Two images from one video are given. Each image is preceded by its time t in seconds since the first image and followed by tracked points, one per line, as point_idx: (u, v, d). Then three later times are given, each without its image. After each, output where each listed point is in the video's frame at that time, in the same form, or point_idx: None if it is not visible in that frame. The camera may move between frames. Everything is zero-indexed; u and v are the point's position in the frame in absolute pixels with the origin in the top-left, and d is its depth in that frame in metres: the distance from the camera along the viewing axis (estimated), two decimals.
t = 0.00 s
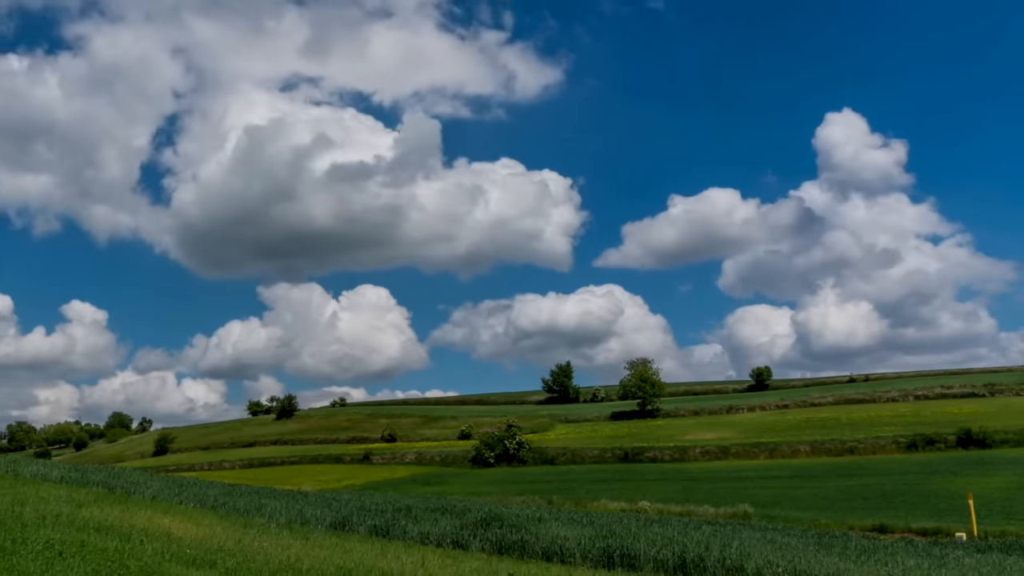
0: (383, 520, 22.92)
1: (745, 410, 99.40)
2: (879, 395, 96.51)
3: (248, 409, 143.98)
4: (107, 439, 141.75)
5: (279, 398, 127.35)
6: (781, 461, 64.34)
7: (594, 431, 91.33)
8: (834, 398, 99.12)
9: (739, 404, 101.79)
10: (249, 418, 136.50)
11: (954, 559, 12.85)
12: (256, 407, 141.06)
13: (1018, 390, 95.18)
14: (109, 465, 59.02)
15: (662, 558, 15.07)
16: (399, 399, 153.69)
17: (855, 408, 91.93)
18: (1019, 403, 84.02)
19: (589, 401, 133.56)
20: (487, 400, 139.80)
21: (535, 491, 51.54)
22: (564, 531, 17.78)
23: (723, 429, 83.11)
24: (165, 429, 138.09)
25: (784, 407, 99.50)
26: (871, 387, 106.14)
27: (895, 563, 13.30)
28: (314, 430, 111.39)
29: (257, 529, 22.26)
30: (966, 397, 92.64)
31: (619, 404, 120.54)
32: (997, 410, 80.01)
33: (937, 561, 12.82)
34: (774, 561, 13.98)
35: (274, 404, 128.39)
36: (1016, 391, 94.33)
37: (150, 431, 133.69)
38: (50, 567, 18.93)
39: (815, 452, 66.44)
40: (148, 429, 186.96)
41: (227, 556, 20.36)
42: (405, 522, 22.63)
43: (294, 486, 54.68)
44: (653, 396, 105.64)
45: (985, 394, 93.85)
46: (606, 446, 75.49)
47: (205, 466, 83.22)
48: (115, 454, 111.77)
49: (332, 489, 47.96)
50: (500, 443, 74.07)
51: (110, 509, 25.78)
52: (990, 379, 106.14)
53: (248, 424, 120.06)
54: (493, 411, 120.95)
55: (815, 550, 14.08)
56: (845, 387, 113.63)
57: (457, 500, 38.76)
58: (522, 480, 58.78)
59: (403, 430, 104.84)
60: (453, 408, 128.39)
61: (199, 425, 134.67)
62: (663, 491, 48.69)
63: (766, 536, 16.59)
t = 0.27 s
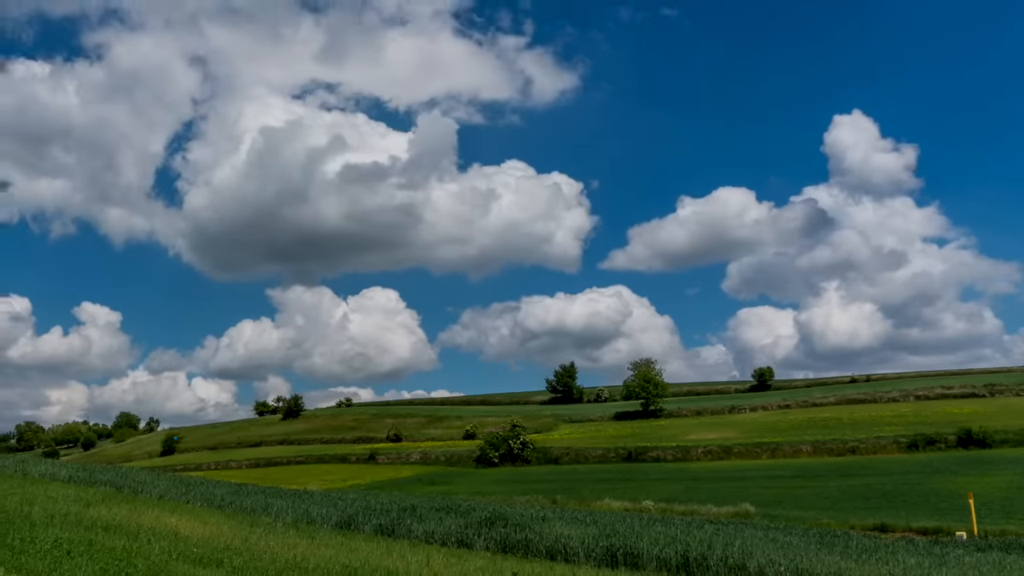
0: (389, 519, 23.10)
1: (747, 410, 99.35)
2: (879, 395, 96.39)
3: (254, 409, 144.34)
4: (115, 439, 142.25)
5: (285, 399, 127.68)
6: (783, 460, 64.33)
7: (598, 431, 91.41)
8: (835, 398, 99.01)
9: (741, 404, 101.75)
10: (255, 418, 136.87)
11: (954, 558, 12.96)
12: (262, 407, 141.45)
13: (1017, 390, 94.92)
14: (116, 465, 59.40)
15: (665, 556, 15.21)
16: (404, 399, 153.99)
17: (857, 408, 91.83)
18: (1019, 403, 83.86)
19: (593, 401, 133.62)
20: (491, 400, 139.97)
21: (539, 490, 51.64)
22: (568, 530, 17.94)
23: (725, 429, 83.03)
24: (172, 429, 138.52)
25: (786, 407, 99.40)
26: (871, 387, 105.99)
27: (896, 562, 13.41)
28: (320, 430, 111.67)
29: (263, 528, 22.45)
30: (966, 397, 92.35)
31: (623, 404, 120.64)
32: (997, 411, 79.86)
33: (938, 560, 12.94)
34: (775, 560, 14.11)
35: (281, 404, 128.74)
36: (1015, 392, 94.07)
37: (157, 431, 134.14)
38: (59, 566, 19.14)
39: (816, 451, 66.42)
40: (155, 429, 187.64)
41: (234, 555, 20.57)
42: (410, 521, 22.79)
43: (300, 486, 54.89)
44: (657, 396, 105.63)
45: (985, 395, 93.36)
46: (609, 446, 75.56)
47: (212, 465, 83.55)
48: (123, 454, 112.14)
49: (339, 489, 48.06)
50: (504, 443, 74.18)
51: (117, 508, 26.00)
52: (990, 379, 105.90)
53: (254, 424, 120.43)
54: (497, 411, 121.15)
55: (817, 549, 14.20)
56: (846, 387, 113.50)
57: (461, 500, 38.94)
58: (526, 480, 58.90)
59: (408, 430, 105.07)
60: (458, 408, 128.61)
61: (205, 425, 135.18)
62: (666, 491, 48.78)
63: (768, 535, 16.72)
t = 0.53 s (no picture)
0: (394, 518, 23.27)
1: (749, 410, 99.30)
2: (880, 395, 96.31)
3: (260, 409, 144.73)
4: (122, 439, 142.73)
5: (291, 399, 128.03)
6: (785, 460, 64.34)
7: (601, 431, 91.51)
8: (837, 398, 98.92)
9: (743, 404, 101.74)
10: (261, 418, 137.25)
11: (954, 556, 13.08)
12: (269, 407, 141.82)
13: (1017, 391, 94.78)
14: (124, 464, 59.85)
15: (668, 555, 15.34)
16: (409, 399, 154.29)
17: (858, 408, 91.76)
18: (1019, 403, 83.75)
19: (596, 401, 133.69)
20: (495, 400, 140.13)
21: (543, 490, 51.76)
22: (572, 530, 18.07)
23: (728, 429, 82.99)
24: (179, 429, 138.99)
25: (788, 407, 99.33)
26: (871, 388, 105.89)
27: (897, 561, 13.55)
28: (325, 430, 111.97)
29: (269, 527, 22.65)
30: (966, 397, 92.29)
31: (626, 404, 120.76)
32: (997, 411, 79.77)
33: (939, 558, 13.07)
34: (778, 558, 14.23)
35: (287, 404, 129.08)
36: (1015, 392, 93.90)
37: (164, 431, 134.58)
38: (67, 564, 19.37)
39: (818, 451, 66.41)
40: (162, 429, 188.19)
41: (241, 554, 20.77)
42: (415, 520, 22.96)
43: (306, 485, 55.08)
44: (659, 396, 105.73)
45: (984, 395, 93.25)
46: (613, 446, 75.59)
47: (219, 465, 83.86)
48: (130, 454, 112.55)
49: (345, 489, 48.23)
50: (508, 443, 74.30)
51: (125, 507, 26.22)
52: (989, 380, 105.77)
53: (260, 424, 120.74)
54: (501, 411, 121.37)
55: (819, 548, 14.31)
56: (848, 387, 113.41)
57: (465, 499, 39.13)
58: (530, 479, 59.05)
59: (412, 430, 105.31)
60: (462, 408, 128.87)
61: (211, 425, 135.58)
62: (669, 490, 48.89)
63: (771, 534, 16.85)
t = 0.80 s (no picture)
0: (399, 517, 23.46)
1: (751, 410, 99.22)
2: (881, 395, 96.18)
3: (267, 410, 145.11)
4: (129, 439, 143.20)
5: (297, 399, 128.37)
6: (787, 459, 64.33)
7: (605, 431, 91.61)
8: (838, 398, 98.81)
9: (745, 404, 101.73)
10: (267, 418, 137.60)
11: (954, 555, 13.19)
12: (275, 407, 142.18)
13: (1017, 391, 94.59)
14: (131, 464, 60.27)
15: (671, 554, 15.48)
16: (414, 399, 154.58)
17: (860, 408, 91.66)
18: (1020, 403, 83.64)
19: (600, 401, 133.75)
20: (500, 400, 140.30)
21: (546, 489, 51.89)
22: (576, 529, 18.23)
23: (730, 429, 82.95)
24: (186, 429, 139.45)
25: (789, 407, 99.26)
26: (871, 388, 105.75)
27: (898, 559, 13.67)
28: (331, 430, 112.26)
29: (275, 526, 22.85)
30: (967, 397, 92.16)
31: (630, 404, 120.87)
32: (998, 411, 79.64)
33: (939, 557, 13.20)
34: (780, 557, 14.37)
35: (293, 404, 129.41)
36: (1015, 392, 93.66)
37: (171, 430, 135.01)
38: (74, 563, 19.56)
39: (819, 451, 66.37)
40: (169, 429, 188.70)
41: (247, 553, 20.97)
42: (420, 519, 23.15)
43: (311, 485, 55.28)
44: (662, 396, 105.81)
45: (984, 395, 92.96)
46: (616, 446, 75.66)
47: (226, 464, 84.22)
48: (137, 454, 112.89)
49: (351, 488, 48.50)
50: (513, 443, 74.43)
51: (132, 507, 26.45)
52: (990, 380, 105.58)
53: (266, 424, 121.09)
54: (506, 411, 121.63)
55: (820, 547, 14.44)
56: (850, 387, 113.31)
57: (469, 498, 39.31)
58: (534, 479, 59.17)
59: (417, 430, 105.54)
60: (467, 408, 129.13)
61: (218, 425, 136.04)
62: (672, 490, 48.99)
63: (773, 533, 16.99)
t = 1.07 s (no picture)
0: (405, 517, 23.64)
1: (753, 410, 99.17)
2: (882, 396, 96.09)
3: (272, 410, 145.48)
4: (136, 439, 143.67)
5: (303, 399, 128.71)
6: (789, 459, 64.33)
7: (608, 431, 91.73)
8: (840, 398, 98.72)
9: (748, 404, 101.70)
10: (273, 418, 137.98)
11: (955, 554, 13.33)
12: (280, 407, 142.58)
13: (1017, 391, 94.39)
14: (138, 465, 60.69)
15: (674, 553, 15.60)
16: (419, 399, 154.90)
17: (861, 408, 91.58)
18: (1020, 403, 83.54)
19: (603, 401, 133.83)
20: (504, 401, 140.51)
21: (550, 488, 52.02)
22: (579, 527, 18.38)
23: (732, 429, 82.93)
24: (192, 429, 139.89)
25: (791, 407, 99.19)
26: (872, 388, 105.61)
27: (899, 558, 13.80)
28: (337, 430, 112.55)
29: (282, 525, 23.04)
30: (968, 397, 92.05)
31: (633, 404, 120.94)
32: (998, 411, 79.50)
33: (939, 556, 13.33)
34: (781, 556, 14.50)
35: (298, 404, 129.74)
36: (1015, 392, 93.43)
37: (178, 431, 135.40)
38: (82, 562, 19.74)
39: (821, 451, 66.33)
40: (176, 429, 189.25)
41: (254, 551, 21.17)
42: (425, 518, 23.34)
43: (317, 485, 55.52)
44: (665, 396, 105.94)
45: (984, 395, 92.75)
46: (620, 446, 75.70)
47: (233, 464, 84.55)
48: (144, 454, 113.27)
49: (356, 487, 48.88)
50: (517, 442, 74.55)
51: (140, 506, 26.68)
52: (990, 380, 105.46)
53: (272, 424, 121.40)
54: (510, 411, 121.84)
55: (822, 545, 14.56)
56: (852, 387, 113.15)
57: (475, 497, 39.51)
58: (538, 479, 59.33)
59: (422, 430, 105.74)
60: (471, 408, 129.47)
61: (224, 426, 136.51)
62: (675, 489, 49.06)
63: (775, 532, 17.09)
